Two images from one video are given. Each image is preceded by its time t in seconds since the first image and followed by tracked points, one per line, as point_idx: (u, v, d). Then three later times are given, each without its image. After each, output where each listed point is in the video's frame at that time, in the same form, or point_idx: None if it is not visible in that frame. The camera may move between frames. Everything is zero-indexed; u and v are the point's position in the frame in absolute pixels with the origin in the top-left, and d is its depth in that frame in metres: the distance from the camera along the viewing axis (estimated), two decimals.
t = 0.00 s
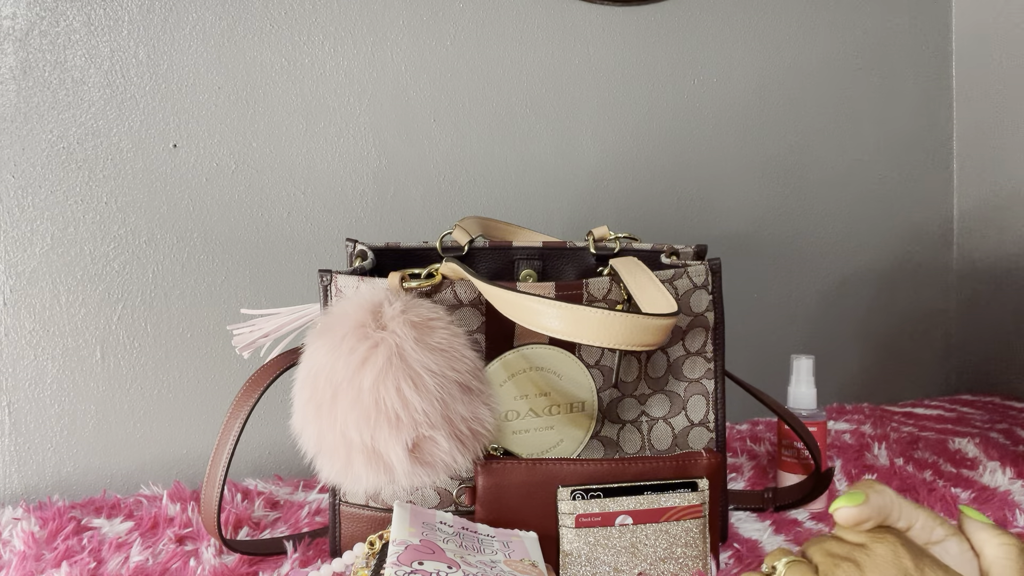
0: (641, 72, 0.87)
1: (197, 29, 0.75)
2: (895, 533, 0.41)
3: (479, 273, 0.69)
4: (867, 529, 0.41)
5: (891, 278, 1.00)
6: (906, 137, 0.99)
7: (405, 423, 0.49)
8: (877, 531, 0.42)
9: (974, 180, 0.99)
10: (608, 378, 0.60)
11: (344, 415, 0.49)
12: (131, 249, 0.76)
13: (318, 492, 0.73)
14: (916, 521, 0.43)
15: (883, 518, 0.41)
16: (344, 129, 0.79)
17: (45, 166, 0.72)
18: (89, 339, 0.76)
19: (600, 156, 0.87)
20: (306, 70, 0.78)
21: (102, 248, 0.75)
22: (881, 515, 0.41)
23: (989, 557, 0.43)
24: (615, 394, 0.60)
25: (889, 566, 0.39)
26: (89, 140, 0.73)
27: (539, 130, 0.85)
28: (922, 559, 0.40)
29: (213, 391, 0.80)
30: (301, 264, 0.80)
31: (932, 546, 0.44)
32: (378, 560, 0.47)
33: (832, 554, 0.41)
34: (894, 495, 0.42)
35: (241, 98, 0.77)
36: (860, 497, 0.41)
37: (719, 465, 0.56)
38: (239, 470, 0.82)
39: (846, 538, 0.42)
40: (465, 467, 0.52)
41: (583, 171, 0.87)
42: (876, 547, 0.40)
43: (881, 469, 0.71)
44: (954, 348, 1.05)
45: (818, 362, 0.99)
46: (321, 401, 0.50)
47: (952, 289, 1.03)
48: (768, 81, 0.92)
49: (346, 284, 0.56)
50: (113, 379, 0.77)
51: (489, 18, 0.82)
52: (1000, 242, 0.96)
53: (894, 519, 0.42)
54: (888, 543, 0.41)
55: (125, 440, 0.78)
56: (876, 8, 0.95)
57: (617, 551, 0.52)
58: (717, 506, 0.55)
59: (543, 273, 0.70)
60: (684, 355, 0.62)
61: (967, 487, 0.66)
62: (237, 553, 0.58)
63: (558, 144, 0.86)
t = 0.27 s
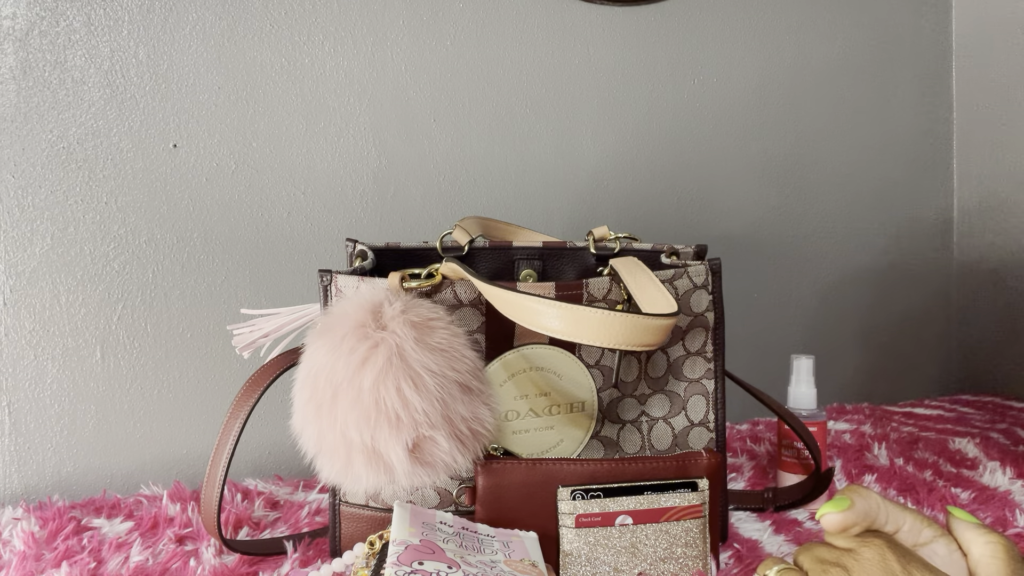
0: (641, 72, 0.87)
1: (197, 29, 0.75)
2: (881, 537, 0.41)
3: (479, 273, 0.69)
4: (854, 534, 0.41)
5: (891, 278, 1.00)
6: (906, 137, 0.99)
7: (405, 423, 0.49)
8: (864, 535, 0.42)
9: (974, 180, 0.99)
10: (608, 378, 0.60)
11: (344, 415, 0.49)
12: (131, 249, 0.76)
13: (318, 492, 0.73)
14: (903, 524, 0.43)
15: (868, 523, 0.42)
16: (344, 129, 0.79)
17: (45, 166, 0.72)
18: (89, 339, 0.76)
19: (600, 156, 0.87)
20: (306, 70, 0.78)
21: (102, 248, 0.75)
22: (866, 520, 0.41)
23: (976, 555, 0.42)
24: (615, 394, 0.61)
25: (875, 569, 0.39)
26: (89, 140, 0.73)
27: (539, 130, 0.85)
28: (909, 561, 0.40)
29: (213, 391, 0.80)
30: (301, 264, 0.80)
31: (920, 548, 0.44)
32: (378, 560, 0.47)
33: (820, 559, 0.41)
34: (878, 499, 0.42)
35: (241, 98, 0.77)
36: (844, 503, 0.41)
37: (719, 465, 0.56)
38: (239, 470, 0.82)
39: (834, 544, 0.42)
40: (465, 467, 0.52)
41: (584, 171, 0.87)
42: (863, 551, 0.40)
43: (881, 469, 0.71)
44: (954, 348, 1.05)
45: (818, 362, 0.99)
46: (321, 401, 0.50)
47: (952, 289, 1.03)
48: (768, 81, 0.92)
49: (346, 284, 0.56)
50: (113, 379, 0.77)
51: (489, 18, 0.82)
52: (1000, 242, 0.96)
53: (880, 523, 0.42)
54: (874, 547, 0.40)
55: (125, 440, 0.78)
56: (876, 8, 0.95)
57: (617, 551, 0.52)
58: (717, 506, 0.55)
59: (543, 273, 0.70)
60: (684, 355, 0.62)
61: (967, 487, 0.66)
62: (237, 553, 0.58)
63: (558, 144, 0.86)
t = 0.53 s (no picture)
0: (641, 72, 0.87)
1: (197, 29, 0.75)
2: (881, 538, 0.41)
3: (479, 273, 0.69)
4: (854, 536, 0.41)
5: (891, 278, 1.00)
6: (906, 137, 0.99)
7: (405, 423, 0.49)
8: (864, 536, 0.42)
9: (974, 180, 0.99)
10: (608, 378, 0.60)
11: (344, 415, 0.49)
12: (131, 249, 0.76)
13: (318, 492, 0.73)
14: (904, 524, 0.43)
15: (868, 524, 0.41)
16: (344, 129, 0.79)
17: (45, 166, 0.72)
18: (89, 339, 0.75)
19: (600, 156, 0.87)
20: (306, 70, 0.78)
21: (102, 248, 0.75)
22: (867, 521, 0.41)
23: (976, 556, 0.42)
24: (615, 394, 0.61)
25: (876, 570, 0.39)
26: (89, 140, 0.73)
27: (539, 130, 0.85)
28: (909, 562, 0.40)
29: (213, 391, 0.80)
30: (301, 264, 0.80)
31: (920, 549, 0.44)
32: (378, 560, 0.47)
33: (820, 560, 0.41)
34: (879, 500, 0.42)
35: (241, 98, 0.77)
36: (844, 505, 0.41)
37: (719, 466, 0.56)
38: (239, 470, 0.82)
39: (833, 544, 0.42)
40: (465, 467, 0.52)
41: (584, 171, 0.87)
42: (863, 552, 0.40)
43: (881, 469, 0.71)
44: (954, 348, 1.05)
45: (818, 362, 0.99)
46: (321, 401, 0.50)
47: (952, 289, 1.03)
48: (768, 81, 0.92)
49: (346, 284, 0.56)
50: (113, 379, 0.77)
51: (489, 18, 0.82)
52: (1000, 242, 0.96)
53: (881, 525, 0.42)
54: (875, 548, 0.40)
55: (125, 440, 0.78)
56: (876, 8, 0.95)
57: (617, 551, 0.52)
58: (717, 505, 0.55)
59: (543, 273, 0.70)
60: (683, 355, 0.62)
61: (967, 487, 0.66)
62: (237, 553, 0.58)
63: (558, 144, 0.86)
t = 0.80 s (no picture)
0: (642, 72, 0.87)
1: (197, 29, 0.75)
2: (879, 538, 0.41)
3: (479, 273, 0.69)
4: (852, 536, 0.41)
5: (890, 278, 1.00)
6: (906, 137, 0.99)
7: (405, 423, 0.49)
8: (863, 537, 0.42)
9: (974, 180, 0.99)
10: (608, 378, 0.60)
11: (344, 415, 0.49)
12: (131, 249, 0.76)
13: (318, 492, 0.73)
14: (902, 525, 0.43)
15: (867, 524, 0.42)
16: (343, 129, 0.79)
17: (45, 166, 0.72)
18: (89, 339, 0.76)
19: (600, 156, 0.87)
20: (306, 70, 0.78)
21: (102, 248, 0.75)
22: (866, 522, 0.41)
23: (974, 557, 0.42)
24: (615, 394, 0.61)
25: (873, 570, 0.39)
26: (89, 140, 0.73)
27: (539, 130, 0.85)
28: (907, 562, 0.40)
29: (213, 391, 0.80)
30: (301, 264, 0.80)
31: (919, 549, 0.44)
32: (378, 560, 0.47)
33: (819, 559, 0.41)
34: (877, 501, 0.42)
35: (241, 98, 0.77)
36: (842, 505, 0.41)
37: (719, 466, 0.56)
38: (239, 470, 0.82)
39: (832, 545, 0.42)
40: (465, 467, 0.52)
41: (584, 171, 0.87)
42: (861, 552, 0.40)
43: (881, 469, 0.71)
44: (954, 348, 1.05)
45: (819, 361, 0.99)
46: (322, 401, 0.50)
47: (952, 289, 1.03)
48: (768, 81, 0.92)
49: (346, 284, 0.56)
50: (113, 379, 0.77)
51: (489, 18, 0.82)
52: (1000, 242, 0.96)
53: (879, 525, 0.42)
54: (873, 548, 0.40)
55: (125, 440, 0.78)
56: (876, 8, 0.95)
57: (617, 551, 0.52)
58: (717, 505, 0.55)
59: (543, 273, 0.70)
60: (684, 355, 0.62)
61: (966, 487, 0.66)
62: (237, 553, 0.58)
63: (558, 144, 0.86)
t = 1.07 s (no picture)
0: (642, 72, 0.87)
1: (197, 29, 0.75)
2: (879, 539, 0.41)
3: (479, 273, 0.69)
4: (852, 536, 0.41)
5: (890, 278, 1.00)
6: (906, 137, 0.99)
7: (405, 423, 0.49)
8: (863, 537, 0.41)
9: (974, 180, 0.99)
10: (608, 378, 0.60)
11: (344, 415, 0.49)
12: (131, 249, 0.76)
13: (318, 492, 0.73)
14: (903, 525, 0.43)
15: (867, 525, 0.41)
16: (343, 129, 0.79)
17: (46, 166, 0.72)
18: (89, 339, 0.76)
19: (600, 156, 0.87)
20: (306, 70, 0.78)
21: (102, 248, 0.75)
22: (866, 522, 0.41)
23: (975, 557, 0.42)
24: (615, 394, 0.61)
25: (874, 571, 0.39)
26: (89, 140, 0.73)
27: (539, 130, 0.85)
28: (908, 562, 0.40)
29: (213, 391, 0.80)
30: (301, 264, 0.80)
31: (920, 550, 0.44)
32: (378, 560, 0.47)
33: (819, 560, 0.41)
34: (877, 502, 0.42)
35: (241, 98, 0.77)
36: (842, 506, 0.41)
37: (719, 466, 0.56)
38: (239, 470, 0.82)
39: (832, 545, 0.42)
40: (465, 467, 0.52)
41: (583, 171, 0.87)
42: (862, 553, 0.40)
43: (881, 469, 0.71)
44: (954, 348, 1.05)
45: (819, 361, 0.99)
46: (321, 401, 0.50)
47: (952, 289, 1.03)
48: (768, 81, 0.92)
49: (346, 284, 0.56)
50: (113, 379, 0.77)
51: (489, 18, 0.82)
52: (1000, 243, 0.96)
53: (879, 526, 0.42)
54: (873, 548, 0.40)
55: (125, 440, 0.78)
56: (876, 8, 0.95)
57: (617, 551, 0.52)
58: (717, 505, 0.55)
59: (543, 273, 0.70)
60: (684, 355, 0.62)
61: (967, 487, 0.66)
62: (237, 553, 0.58)
63: (558, 144, 0.86)
